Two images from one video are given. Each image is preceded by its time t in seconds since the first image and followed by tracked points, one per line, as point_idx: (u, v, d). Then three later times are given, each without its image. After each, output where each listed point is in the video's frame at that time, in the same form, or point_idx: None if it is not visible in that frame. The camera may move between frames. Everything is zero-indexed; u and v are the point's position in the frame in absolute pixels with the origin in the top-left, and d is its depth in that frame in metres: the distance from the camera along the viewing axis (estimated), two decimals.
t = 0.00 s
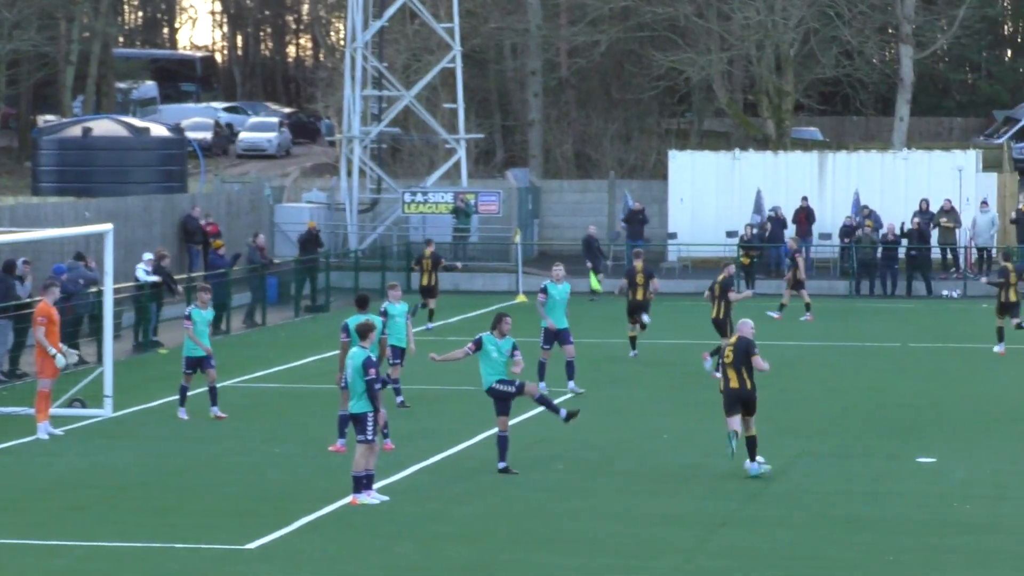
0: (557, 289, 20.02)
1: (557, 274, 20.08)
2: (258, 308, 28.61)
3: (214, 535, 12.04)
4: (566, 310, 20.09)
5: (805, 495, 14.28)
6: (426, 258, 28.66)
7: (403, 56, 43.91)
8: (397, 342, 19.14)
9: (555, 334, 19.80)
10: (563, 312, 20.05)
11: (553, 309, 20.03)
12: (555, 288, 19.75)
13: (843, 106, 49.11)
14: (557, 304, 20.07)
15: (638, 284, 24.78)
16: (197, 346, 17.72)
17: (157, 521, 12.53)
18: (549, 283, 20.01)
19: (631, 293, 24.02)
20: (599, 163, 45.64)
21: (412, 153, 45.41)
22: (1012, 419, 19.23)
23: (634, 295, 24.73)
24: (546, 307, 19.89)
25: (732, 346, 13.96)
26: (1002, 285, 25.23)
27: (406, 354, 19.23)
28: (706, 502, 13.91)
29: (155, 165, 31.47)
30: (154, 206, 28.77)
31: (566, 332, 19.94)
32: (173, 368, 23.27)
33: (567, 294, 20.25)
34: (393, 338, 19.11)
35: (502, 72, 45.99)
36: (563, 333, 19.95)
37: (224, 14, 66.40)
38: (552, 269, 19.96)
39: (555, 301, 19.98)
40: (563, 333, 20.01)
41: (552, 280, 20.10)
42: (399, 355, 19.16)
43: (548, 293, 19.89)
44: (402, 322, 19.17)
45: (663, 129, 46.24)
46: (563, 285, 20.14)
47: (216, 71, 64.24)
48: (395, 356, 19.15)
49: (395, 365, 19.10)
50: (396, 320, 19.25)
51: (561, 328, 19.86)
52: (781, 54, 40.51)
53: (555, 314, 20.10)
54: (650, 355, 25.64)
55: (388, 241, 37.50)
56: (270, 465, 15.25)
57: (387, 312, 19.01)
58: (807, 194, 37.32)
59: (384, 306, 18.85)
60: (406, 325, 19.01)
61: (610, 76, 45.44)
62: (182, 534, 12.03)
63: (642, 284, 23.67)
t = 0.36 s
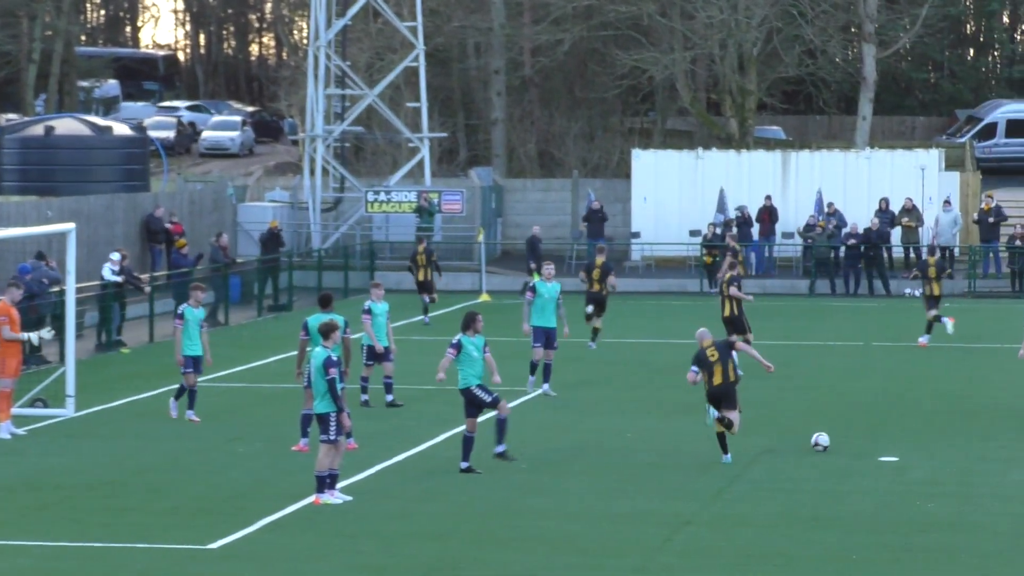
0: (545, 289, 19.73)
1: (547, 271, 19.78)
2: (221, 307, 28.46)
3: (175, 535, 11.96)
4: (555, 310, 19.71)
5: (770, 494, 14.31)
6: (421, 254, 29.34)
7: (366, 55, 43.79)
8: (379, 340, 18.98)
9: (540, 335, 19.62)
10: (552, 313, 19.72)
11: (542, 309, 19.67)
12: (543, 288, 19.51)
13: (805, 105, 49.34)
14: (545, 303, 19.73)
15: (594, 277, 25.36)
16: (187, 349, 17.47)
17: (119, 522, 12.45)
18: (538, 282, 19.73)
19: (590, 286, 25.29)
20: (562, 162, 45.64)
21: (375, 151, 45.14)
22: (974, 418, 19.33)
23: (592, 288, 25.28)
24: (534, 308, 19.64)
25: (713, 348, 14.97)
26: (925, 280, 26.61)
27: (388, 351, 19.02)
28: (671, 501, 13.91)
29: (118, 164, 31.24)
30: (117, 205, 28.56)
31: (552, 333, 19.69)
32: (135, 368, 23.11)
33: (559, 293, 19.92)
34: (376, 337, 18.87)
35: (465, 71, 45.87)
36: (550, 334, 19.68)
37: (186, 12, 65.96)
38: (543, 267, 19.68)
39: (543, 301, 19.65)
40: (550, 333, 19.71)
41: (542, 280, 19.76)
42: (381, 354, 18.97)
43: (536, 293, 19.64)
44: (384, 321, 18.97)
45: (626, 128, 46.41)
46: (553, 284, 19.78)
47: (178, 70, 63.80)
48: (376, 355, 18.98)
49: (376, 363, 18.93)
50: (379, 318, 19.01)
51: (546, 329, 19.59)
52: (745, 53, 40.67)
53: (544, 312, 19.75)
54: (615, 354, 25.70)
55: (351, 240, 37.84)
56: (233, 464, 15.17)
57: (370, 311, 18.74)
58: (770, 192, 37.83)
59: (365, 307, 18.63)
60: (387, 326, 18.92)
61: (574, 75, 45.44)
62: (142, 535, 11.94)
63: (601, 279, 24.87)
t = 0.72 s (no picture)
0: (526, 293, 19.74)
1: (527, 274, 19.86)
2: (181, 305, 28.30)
3: (134, 534, 11.93)
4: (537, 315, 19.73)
5: (729, 492, 14.41)
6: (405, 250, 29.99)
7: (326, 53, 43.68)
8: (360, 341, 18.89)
9: (524, 339, 19.56)
10: (534, 317, 19.68)
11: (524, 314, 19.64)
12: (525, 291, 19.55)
13: (764, 104, 49.50)
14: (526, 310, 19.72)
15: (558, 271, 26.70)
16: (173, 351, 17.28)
17: (79, 523, 12.35)
18: (520, 286, 19.76)
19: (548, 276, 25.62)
20: (522, 160, 45.67)
21: (334, 149, 44.90)
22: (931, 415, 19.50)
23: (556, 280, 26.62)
24: (517, 314, 19.62)
25: (686, 334, 15.74)
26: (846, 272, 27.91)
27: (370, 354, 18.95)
28: (631, 499, 13.97)
29: (76, 162, 30.98)
30: (75, 204, 28.34)
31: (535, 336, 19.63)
32: (95, 366, 22.93)
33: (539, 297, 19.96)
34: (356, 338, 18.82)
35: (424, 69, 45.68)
36: (533, 338, 19.61)
37: (145, 10, 65.42)
38: (525, 271, 19.67)
39: (526, 307, 19.66)
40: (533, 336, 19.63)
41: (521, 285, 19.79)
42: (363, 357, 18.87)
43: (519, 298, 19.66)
44: (367, 322, 18.97)
45: (585, 126, 46.39)
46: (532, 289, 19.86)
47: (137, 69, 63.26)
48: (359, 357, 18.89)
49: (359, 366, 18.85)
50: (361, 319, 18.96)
51: (530, 332, 19.49)
52: (704, 52, 40.83)
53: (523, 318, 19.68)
54: (577, 352, 25.77)
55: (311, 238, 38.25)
56: (194, 463, 15.08)
57: (353, 311, 18.74)
58: (729, 189, 38.29)
59: (348, 307, 18.71)
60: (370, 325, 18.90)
61: (533, 74, 45.43)
62: (102, 534, 11.90)
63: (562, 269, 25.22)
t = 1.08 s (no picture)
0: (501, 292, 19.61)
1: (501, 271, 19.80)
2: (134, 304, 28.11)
3: (88, 535, 11.93)
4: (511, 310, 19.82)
5: (682, 490, 14.49)
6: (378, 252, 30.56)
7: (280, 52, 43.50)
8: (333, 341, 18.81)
9: (501, 337, 19.67)
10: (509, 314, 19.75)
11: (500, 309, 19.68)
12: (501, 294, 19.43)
13: (718, 104, 49.64)
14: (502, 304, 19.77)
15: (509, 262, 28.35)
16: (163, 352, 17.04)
17: (29, 524, 12.25)
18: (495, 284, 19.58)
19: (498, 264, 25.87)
20: (476, 159, 45.63)
21: (288, 148, 44.84)
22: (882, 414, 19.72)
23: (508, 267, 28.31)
24: (494, 309, 19.59)
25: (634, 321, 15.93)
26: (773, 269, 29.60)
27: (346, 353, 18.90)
28: (584, 497, 14.06)
29: (29, 161, 30.68)
30: (28, 203, 28.07)
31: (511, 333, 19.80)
32: (48, 366, 22.72)
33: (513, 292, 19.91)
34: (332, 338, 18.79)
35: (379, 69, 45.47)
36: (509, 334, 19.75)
37: (98, 9, 64.80)
38: (497, 269, 19.50)
39: (502, 303, 19.61)
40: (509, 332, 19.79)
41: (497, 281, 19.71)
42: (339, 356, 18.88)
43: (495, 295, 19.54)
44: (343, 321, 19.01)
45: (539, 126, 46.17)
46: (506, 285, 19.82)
47: (90, 67, 62.66)
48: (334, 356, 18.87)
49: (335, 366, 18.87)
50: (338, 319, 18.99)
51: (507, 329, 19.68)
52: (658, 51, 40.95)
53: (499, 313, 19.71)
54: (533, 352, 25.80)
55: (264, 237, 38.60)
56: (148, 463, 14.99)
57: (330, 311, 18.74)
58: (683, 188, 38.57)
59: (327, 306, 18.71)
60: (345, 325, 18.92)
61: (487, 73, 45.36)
62: (52, 535, 11.81)
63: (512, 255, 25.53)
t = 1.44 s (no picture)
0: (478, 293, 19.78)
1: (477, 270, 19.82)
2: (84, 303, 27.88)
3: (34, 534, 11.81)
4: (488, 310, 19.93)
5: (634, 489, 14.53)
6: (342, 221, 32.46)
7: (231, 51, 43.28)
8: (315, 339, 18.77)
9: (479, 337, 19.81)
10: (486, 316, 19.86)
11: (477, 310, 19.82)
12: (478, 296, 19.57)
13: (670, 102, 49.68)
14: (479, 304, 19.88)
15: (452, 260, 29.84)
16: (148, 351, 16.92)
17: None
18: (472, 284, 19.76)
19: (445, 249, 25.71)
20: (428, 157, 45.54)
21: (240, 146, 44.64)
22: (834, 413, 19.87)
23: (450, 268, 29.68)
24: (471, 310, 19.78)
25: (579, 314, 17.39)
26: (683, 263, 31.17)
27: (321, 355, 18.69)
28: (538, 496, 14.07)
29: None
30: None
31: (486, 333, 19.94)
32: None
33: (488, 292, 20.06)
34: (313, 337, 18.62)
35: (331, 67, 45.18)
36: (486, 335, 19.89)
37: (48, 7, 64.07)
38: (474, 272, 19.68)
39: (479, 304, 19.77)
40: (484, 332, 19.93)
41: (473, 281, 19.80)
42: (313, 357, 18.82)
43: (472, 297, 19.73)
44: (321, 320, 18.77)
45: (492, 124, 46.16)
46: (483, 285, 19.90)
47: (40, 66, 61.97)
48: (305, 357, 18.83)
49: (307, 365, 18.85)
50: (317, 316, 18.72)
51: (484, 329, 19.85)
52: (610, 51, 41.07)
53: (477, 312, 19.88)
54: (488, 350, 25.78)
55: (215, 235, 38.97)
56: (99, 462, 14.87)
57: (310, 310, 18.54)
58: (634, 187, 38.83)
59: (306, 304, 18.42)
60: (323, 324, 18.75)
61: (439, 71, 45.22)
62: None
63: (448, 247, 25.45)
